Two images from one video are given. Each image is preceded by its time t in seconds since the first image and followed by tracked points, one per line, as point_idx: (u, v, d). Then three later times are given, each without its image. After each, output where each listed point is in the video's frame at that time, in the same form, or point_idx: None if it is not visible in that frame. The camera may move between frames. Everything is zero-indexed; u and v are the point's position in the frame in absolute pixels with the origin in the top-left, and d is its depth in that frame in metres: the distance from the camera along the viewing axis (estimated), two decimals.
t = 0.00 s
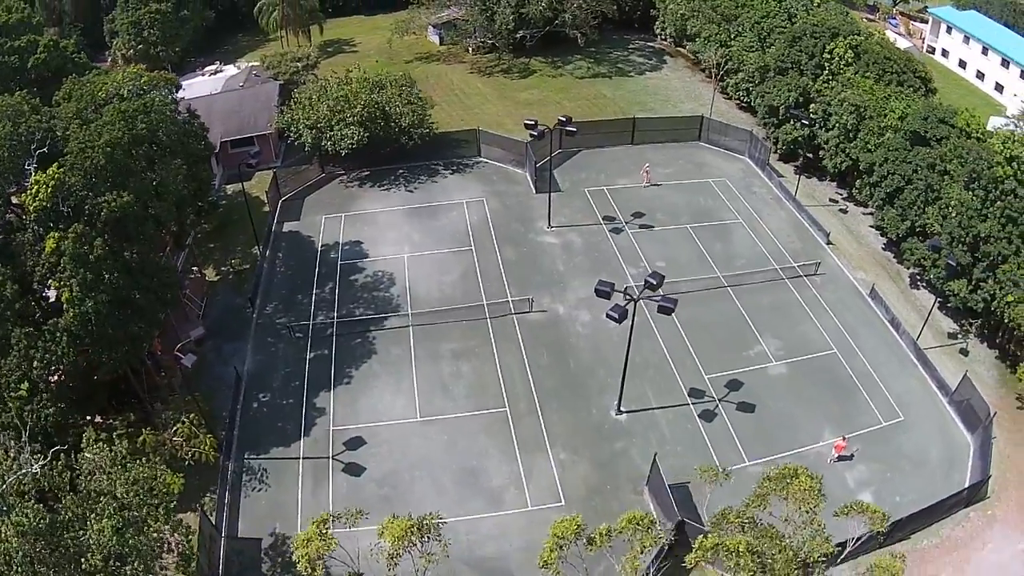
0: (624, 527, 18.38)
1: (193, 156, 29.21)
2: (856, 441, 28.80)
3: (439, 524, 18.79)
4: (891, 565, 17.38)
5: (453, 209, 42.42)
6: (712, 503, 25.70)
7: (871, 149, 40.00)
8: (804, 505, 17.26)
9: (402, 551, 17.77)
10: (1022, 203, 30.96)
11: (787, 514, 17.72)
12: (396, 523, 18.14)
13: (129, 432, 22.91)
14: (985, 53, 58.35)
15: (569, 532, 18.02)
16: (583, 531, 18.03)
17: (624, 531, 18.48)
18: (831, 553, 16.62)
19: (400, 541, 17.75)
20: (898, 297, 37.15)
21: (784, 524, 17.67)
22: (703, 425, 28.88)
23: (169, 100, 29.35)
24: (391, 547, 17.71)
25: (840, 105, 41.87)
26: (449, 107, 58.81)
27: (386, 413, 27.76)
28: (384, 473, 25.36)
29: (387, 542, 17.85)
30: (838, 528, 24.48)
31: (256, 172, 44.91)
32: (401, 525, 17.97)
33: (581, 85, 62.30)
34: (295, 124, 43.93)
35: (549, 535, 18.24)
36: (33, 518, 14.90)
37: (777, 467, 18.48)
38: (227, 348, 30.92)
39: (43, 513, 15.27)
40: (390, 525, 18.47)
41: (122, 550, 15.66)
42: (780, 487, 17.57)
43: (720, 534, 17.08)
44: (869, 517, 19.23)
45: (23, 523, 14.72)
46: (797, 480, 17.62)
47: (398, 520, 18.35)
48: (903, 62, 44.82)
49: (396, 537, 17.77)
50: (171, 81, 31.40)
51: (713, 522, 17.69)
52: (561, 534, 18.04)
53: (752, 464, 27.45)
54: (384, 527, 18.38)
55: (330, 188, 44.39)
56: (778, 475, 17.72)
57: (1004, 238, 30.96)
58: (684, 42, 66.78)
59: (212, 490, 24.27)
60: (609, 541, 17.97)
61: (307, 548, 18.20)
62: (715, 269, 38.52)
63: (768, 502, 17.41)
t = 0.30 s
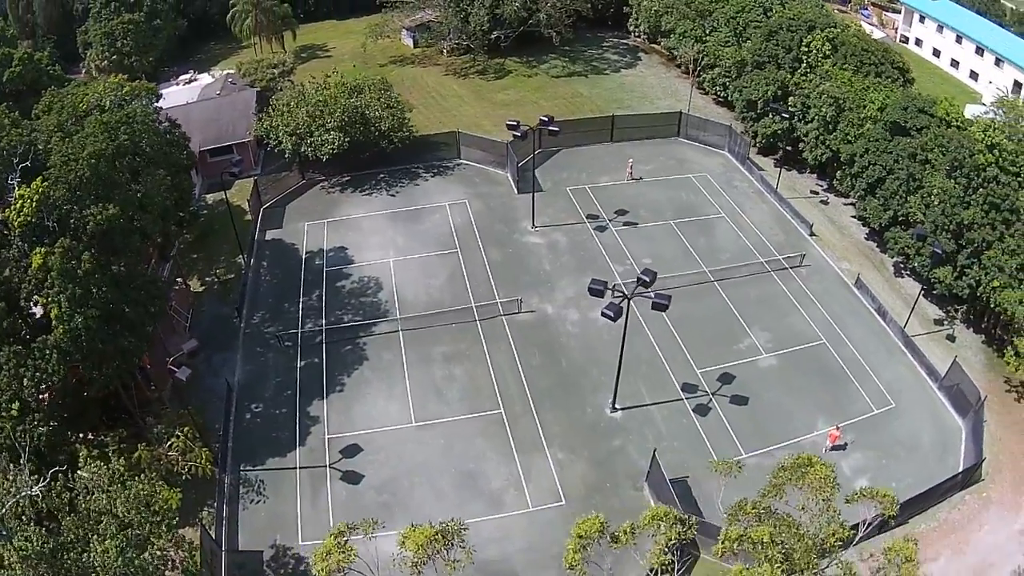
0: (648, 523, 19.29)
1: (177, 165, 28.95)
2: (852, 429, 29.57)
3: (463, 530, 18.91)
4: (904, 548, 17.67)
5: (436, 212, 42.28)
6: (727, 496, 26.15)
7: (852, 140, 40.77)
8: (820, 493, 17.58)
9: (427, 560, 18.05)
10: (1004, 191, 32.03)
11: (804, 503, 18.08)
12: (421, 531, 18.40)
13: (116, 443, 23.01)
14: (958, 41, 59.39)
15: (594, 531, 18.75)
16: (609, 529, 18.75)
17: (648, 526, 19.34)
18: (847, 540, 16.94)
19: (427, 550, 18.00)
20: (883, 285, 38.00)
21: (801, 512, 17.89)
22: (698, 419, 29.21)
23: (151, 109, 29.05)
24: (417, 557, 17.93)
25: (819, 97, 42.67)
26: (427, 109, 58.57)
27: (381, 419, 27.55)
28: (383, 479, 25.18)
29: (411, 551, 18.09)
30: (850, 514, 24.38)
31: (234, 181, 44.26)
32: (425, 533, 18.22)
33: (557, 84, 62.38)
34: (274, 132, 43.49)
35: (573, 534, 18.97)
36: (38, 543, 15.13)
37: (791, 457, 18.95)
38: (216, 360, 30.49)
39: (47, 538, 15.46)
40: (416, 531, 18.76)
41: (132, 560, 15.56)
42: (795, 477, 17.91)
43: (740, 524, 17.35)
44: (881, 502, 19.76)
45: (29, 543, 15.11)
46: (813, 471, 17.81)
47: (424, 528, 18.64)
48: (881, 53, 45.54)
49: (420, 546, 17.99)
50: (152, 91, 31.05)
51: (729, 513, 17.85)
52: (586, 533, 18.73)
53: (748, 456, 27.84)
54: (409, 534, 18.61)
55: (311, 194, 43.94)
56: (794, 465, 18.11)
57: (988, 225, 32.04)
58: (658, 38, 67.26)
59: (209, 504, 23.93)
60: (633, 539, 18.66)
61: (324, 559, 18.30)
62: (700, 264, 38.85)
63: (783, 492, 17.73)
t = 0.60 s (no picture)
0: (677, 520, 19.00)
1: (169, 173, 28.61)
2: (851, 422, 29.77)
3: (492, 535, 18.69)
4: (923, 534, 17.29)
5: (428, 214, 42.10)
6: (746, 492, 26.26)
7: (840, 135, 41.13)
8: (839, 484, 17.72)
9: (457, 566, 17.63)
10: (993, 182, 32.50)
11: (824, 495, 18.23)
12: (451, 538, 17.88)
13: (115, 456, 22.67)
14: (940, 33, 60.11)
15: (623, 528, 18.54)
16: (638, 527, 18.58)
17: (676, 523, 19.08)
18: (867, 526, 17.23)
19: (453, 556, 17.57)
20: (874, 278, 38.32)
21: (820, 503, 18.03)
22: (698, 415, 29.28)
23: (141, 116, 28.69)
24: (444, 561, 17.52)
25: (807, 93, 43.03)
26: (413, 112, 58.34)
27: (382, 424, 27.36)
28: (387, 485, 25.01)
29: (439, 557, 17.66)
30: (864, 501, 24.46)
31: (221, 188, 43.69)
32: (455, 539, 17.78)
33: (543, 84, 62.39)
34: (261, 137, 43.08)
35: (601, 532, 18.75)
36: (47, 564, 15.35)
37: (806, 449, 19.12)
38: (212, 369, 30.15)
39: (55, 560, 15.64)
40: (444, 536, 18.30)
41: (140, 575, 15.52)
42: (812, 468, 18.15)
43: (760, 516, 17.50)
44: (894, 491, 19.78)
45: (38, 561, 15.54)
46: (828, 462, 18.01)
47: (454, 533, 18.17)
48: (867, 48, 46.03)
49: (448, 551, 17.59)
50: (141, 97, 30.70)
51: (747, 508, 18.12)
52: (613, 532, 18.55)
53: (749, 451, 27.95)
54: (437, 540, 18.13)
55: (301, 199, 43.56)
56: (811, 456, 18.27)
57: (978, 217, 32.47)
58: (641, 37, 67.47)
59: (212, 515, 23.64)
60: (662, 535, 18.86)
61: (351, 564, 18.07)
62: (694, 261, 38.96)
63: (802, 484, 17.87)
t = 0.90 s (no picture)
0: (703, 515, 19.00)
1: (163, 179, 28.22)
2: (851, 415, 29.88)
3: (523, 538, 18.57)
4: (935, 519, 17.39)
5: (422, 217, 41.91)
6: (765, 487, 26.43)
7: (831, 131, 41.39)
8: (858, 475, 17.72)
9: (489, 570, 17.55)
10: (984, 175, 32.75)
11: (843, 486, 18.15)
12: (484, 544, 17.77)
13: (116, 466, 22.23)
14: (925, 28, 60.68)
15: (650, 526, 18.88)
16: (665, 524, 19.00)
17: (701, 519, 19.06)
18: (884, 513, 17.59)
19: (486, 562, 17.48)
20: (869, 272, 38.56)
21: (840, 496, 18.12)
22: (700, 412, 29.32)
23: (134, 122, 28.32)
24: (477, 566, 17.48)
25: (797, 90, 43.26)
26: (402, 114, 58.10)
27: (385, 429, 27.17)
28: (393, 490, 24.84)
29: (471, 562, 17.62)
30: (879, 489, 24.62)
31: (212, 194, 43.31)
32: (488, 545, 17.69)
33: (531, 85, 62.33)
34: (252, 142, 42.70)
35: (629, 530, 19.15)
36: None
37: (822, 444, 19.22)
38: (210, 376, 29.84)
39: None
40: (476, 541, 18.24)
41: None
42: (830, 460, 18.08)
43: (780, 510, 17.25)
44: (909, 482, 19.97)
45: None
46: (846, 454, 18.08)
47: (486, 538, 18.09)
48: (856, 44, 46.37)
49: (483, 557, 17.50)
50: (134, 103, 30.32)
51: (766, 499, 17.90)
52: (641, 530, 18.90)
53: (752, 445, 28.02)
54: (468, 546, 18.03)
55: (293, 204, 43.22)
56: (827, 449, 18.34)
57: (970, 210, 32.70)
58: (628, 36, 67.59)
59: (217, 524, 23.39)
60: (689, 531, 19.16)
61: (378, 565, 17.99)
62: (690, 258, 39.03)
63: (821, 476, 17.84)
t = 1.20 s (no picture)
0: (727, 510, 18.98)
1: (157, 185, 27.81)
2: (851, 408, 30.04)
3: (552, 539, 18.36)
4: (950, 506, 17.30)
5: (415, 219, 41.72)
6: (784, 481, 26.52)
7: (821, 126, 41.66)
8: (874, 467, 18.04)
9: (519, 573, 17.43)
10: (976, 168, 33.00)
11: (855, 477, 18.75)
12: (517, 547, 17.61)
13: (116, 478, 21.84)
14: (910, 22, 61.19)
15: (678, 522, 19.05)
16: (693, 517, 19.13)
17: (725, 514, 19.07)
18: (901, 504, 17.69)
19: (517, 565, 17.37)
20: (862, 266, 38.80)
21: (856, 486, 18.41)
22: (702, 408, 29.39)
23: (127, 129, 27.95)
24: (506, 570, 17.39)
25: (787, 86, 43.50)
26: (390, 117, 57.80)
27: (387, 434, 26.98)
28: (398, 494, 24.67)
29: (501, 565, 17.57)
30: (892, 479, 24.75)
31: (202, 200, 42.88)
32: (518, 547, 17.58)
33: (519, 85, 62.25)
34: (242, 146, 42.30)
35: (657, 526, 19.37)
36: None
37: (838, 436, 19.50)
38: (208, 384, 29.50)
39: None
40: (505, 544, 18.10)
41: None
42: (846, 453, 18.43)
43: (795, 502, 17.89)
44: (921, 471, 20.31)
45: None
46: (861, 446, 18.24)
47: (519, 541, 17.90)
48: (844, 40, 46.70)
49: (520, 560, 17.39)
50: (125, 109, 29.91)
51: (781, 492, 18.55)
52: (669, 526, 19.09)
53: (754, 440, 28.11)
54: (497, 549, 17.96)
55: (284, 209, 42.80)
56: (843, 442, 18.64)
57: (962, 202, 32.93)
58: (614, 35, 67.68)
59: (222, 534, 23.14)
60: (716, 525, 19.32)
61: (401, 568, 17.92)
62: (684, 256, 39.13)
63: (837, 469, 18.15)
